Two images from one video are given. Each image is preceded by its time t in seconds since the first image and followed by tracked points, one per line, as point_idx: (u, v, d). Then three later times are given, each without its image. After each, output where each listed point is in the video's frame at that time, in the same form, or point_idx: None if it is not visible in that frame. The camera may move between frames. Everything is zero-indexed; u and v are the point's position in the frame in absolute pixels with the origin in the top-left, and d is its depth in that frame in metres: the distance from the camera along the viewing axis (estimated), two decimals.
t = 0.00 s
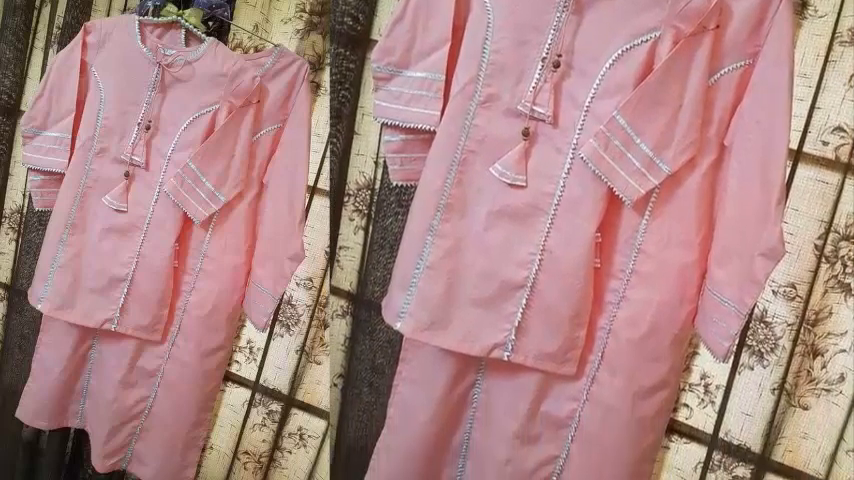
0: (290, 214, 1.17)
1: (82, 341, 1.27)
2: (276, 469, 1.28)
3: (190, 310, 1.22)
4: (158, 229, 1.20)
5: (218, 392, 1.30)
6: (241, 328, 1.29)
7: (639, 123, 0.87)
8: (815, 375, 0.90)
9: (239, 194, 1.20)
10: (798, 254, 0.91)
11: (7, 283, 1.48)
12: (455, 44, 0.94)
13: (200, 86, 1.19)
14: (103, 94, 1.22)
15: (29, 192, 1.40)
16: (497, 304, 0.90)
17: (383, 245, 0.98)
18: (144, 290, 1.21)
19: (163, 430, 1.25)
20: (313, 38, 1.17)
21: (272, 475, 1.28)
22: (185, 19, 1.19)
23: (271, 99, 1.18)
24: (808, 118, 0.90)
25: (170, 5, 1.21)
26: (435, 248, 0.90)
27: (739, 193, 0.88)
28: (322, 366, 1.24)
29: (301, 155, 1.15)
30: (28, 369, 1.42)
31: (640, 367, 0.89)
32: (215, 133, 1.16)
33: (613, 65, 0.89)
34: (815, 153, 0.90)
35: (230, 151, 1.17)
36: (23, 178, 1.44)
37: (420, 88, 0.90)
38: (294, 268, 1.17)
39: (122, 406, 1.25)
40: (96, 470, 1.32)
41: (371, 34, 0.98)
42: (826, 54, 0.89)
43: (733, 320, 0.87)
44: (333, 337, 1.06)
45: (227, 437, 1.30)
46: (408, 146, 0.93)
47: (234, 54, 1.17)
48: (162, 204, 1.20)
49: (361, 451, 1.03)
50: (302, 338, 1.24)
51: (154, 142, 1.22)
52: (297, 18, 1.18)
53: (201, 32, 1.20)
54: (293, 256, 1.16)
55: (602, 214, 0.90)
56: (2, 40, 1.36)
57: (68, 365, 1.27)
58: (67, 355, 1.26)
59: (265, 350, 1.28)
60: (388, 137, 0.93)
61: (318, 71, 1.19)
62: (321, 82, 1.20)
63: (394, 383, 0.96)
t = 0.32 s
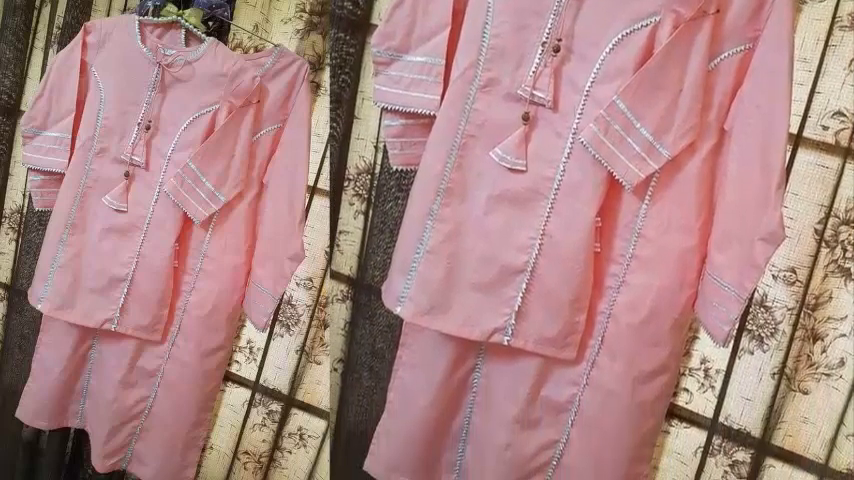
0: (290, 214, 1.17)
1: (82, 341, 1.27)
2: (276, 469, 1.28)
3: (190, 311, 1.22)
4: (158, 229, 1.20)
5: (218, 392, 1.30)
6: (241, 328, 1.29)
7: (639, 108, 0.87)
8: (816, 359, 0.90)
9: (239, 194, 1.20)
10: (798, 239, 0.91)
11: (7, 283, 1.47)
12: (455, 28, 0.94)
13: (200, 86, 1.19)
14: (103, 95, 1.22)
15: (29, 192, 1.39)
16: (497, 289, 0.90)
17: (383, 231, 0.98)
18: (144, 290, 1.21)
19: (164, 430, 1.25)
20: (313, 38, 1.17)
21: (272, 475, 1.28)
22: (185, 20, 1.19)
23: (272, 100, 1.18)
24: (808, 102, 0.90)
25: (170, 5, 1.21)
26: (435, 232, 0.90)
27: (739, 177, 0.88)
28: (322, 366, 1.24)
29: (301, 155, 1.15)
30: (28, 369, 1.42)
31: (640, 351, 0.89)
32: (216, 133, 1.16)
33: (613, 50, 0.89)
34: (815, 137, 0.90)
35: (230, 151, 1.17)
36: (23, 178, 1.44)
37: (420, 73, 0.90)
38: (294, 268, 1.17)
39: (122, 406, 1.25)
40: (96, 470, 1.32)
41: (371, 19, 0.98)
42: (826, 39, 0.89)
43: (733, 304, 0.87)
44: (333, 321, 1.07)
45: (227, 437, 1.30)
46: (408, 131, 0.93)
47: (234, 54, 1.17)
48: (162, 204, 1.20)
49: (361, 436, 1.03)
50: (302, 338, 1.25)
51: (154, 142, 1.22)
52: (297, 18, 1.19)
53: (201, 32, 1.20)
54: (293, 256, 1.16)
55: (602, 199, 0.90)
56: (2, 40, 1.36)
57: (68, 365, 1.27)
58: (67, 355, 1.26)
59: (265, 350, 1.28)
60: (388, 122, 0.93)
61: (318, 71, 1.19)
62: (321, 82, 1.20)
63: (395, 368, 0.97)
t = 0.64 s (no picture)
0: (290, 214, 1.17)
1: (82, 341, 1.27)
2: (276, 469, 1.28)
3: (190, 311, 1.22)
4: (158, 229, 1.20)
5: (218, 392, 1.30)
6: (241, 328, 1.29)
7: (639, 93, 0.87)
8: (815, 344, 0.90)
9: (239, 194, 1.20)
10: (799, 223, 0.91)
11: (8, 283, 1.46)
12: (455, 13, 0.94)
13: (200, 86, 1.19)
14: (103, 95, 1.22)
15: (29, 192, 1.38)
16: (498, 273, 0.90)
17: (382, 215, 0.99)
18: (144, 290, 1.21)
19: (164, 430, 1.25)
20: (313, 38, 1.18)
21: (272, 475, 1.29)
22: (185, 20, 1.19)
23: (272, 99, 1.18)
24: (808, 87, 0.90)
25: (170, 5, 1.21)
26: (436, 217, 0.90)
27: (739, 161, 0.88)
28: (322, 366, 1.24)
29: (301, 155, 1.15)
30: (28, 369, 1.41)
31: (640, 335, 0.89)
32: (215, 132, 1.16)
33: (613, 35, 0.89)
34: (815, 122, 0.90)
35: (230, 151, 1.17)
36: (23, 178, 1.43)
37: (420, 57, 0.90)
38: (294, 268, 1.17)
39: (122, 406, 1.25)
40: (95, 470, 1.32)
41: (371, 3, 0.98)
42: (826, 23, 0.89)
43: (733, 289, 0.87)
44: (333, 305, 1.07)
45: (227, 437, 1.30)
46: (408, 115, 0.93)
47: (234, 54, 1.17)
48: (162, 204, 1.20)
49: (361, 420, 1.03)
50: (302, 338, 1.25)
51: (154, 142, 1.22)
52: (297, 18, 1.19)
53: (201, 32, 1.20)
54: (293, 256, 1.17)
55: (602, 184, 0.90)
56: (2, 40, 1.36)
57: (68, 366, 1.26)
58: (67, 355, 1.26)
59: (265, 350, 1.28)
60: (388, 107, 0.93)
61: (318, 72, 1.20)
62: (321, 81, 1.21)
63: (394, 353, 0.96)
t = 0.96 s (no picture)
0: (290, 214, 1.17)
1: (82, 341, 1.26)
2: (276, 469, 1.28)
3: (190, 311, 1.22)
4: (158, 229, 1.20)
5: (218, 392, 1.30)
6: (241, 328, 1.29)
7: (639, 78, 0.87)
8: (815, 330, 0.90)
9: (239, 194, 1.20)
10: (799, 210, 0.91)
11: (8, 283, 1.44)
12: None
13: (200, 86, 1.19)
14: (103, 95, 1.21)
15: (29, 192, 1.37)
16: (498, 259, 0.90)
17: (382, 201, 0.99)
18: (144, 290, 1.20)
19: (164, 430, 1.24)
20: (313, 38, 1.18)
21: (272, 475, 1.29)
22: (185, 20, 1.18)
23: (271, 100, 1.18)
24: (808, 73, 0.90)
25: (170, 5, 1.20)
26: (436, 203, 0.90)
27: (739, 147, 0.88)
28: (322, 366, 1.25)
29: (301, 155, 1.15)
30: (28, 369, 1.40)
31: (641, 321, 0.89)
32: (215, 132, 1.16)
33: (613, 20, 0.89)
34: (815, 108, 0.90)
35: (230, 151, 1.17)
36: (23, 178, 1.42)
37: (420, 44, 0.90)
38: (294, 268, 1.17)
39: (122, 406, 1.25)
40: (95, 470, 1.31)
41: None
42: (826, 9, 0.89)
43: (733, 275, 0.87)
44: (333, 291, 1.07)
45: (227, 437, 1.30)
46: (408, 101, 0.93)
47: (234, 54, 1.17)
48: (162, 204, 1.20)
49: (361, 405, 1.03)
50: (302, 338, 1.25)
51: (154, 142, 1.21)
52: (297, 18, 1.20)
53: (200, 33, 1.19)
54: (293, 256, 1.16)
55: (602, 170, 0.90)
56: (2, 40, 1.34)
57: (68, 366, 1.26)
58: (67, 355, 1.25)
59: (265, 350, 1.28)
60: (388, 93, 0.93)
61: (318, 72, 1.21)
62: (321, 82, 1.22)
63: (395, 338, 0.96)
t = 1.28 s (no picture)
0: (290, 214, 1.17)
1: (82, 341, 1.26)
2: (276, 469, 1.29)
3: (190, 311, 1.22)
4: (158, 229, 1.20)
5: (218, 392, 1.29)
6: (241, 328, 1.27)
7: (639, 63, 0.87)
8: (815, 314, 0.90)
9: (239, 194, 1.19)
10: (799, 194, 0.91)
11: (8, 283, 1.43)
12: None
13: (200, 86, 1.18)
14: (103, 94, 1.20)
15: (28, 193, 1.36)
16: (498, 243, 0.90)
17: (382, 186, 0.99)
18: (144, 290, 1.20)
19: (164, 430, 1.24)
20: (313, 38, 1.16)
21: (272, 475, 1.29)
22: (184, 20, 1.18)
23: (272, 99, 1.17)
24: (808, 58, 0.90)
25: (170, 5, 1.19)
26: (435, 188, 0.90)
27: (739, 132, 0.88)
28: (322, 366, 1.24)
29: (301, 155, 1.15)
30: (28, 369, 1.39)
31: (641, 305, 0.89)
32: (215, 132, 1.15)
33: (612, 6, 0.89)
34: (815, 92, 0.89)
35: (230, 151, 1.16)
36: (23, 179, 1.39)
37: (420, 28, 0.90)
38: (294, 267, 1.17)
39: (122, 406, 1.25)
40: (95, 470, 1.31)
41: None
42: None
43: (733, 260, 0.87)
44: (333, 275, 1.07)
45: (227, 437, 1.30)
46: (408, 86, 0.93)
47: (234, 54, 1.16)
48: (162, 204, 1.19)
49: (361, 390, 1.04)
50: (302, 338, 1.25)
51: (154, 142, 1.21)
52: (297, 18, 1.17)
53: (200, 32, 1.18)
54: (293, 255, 1.17)
55: (602, 154, 0.90)
56: (2, 40, 1.33)
57: (68, 366, 1.26)
58: (67, 355, 1.25)
59: (265, 350, 1.27)
60: (388, 78, 0.93)
61: (318, 71, 1.18)
62: (321, 82, 1.19)
63: (395, 323, 0.97)
